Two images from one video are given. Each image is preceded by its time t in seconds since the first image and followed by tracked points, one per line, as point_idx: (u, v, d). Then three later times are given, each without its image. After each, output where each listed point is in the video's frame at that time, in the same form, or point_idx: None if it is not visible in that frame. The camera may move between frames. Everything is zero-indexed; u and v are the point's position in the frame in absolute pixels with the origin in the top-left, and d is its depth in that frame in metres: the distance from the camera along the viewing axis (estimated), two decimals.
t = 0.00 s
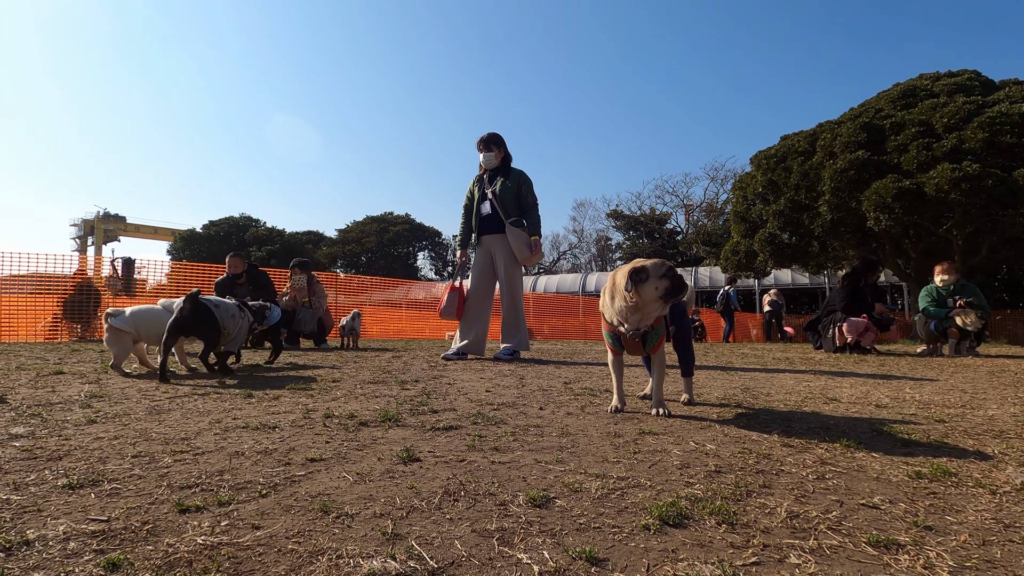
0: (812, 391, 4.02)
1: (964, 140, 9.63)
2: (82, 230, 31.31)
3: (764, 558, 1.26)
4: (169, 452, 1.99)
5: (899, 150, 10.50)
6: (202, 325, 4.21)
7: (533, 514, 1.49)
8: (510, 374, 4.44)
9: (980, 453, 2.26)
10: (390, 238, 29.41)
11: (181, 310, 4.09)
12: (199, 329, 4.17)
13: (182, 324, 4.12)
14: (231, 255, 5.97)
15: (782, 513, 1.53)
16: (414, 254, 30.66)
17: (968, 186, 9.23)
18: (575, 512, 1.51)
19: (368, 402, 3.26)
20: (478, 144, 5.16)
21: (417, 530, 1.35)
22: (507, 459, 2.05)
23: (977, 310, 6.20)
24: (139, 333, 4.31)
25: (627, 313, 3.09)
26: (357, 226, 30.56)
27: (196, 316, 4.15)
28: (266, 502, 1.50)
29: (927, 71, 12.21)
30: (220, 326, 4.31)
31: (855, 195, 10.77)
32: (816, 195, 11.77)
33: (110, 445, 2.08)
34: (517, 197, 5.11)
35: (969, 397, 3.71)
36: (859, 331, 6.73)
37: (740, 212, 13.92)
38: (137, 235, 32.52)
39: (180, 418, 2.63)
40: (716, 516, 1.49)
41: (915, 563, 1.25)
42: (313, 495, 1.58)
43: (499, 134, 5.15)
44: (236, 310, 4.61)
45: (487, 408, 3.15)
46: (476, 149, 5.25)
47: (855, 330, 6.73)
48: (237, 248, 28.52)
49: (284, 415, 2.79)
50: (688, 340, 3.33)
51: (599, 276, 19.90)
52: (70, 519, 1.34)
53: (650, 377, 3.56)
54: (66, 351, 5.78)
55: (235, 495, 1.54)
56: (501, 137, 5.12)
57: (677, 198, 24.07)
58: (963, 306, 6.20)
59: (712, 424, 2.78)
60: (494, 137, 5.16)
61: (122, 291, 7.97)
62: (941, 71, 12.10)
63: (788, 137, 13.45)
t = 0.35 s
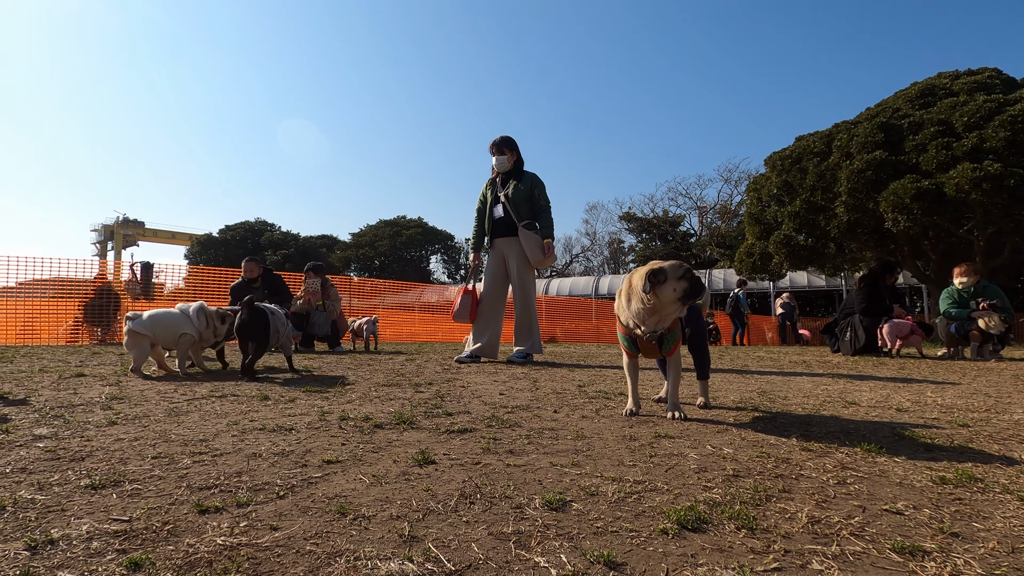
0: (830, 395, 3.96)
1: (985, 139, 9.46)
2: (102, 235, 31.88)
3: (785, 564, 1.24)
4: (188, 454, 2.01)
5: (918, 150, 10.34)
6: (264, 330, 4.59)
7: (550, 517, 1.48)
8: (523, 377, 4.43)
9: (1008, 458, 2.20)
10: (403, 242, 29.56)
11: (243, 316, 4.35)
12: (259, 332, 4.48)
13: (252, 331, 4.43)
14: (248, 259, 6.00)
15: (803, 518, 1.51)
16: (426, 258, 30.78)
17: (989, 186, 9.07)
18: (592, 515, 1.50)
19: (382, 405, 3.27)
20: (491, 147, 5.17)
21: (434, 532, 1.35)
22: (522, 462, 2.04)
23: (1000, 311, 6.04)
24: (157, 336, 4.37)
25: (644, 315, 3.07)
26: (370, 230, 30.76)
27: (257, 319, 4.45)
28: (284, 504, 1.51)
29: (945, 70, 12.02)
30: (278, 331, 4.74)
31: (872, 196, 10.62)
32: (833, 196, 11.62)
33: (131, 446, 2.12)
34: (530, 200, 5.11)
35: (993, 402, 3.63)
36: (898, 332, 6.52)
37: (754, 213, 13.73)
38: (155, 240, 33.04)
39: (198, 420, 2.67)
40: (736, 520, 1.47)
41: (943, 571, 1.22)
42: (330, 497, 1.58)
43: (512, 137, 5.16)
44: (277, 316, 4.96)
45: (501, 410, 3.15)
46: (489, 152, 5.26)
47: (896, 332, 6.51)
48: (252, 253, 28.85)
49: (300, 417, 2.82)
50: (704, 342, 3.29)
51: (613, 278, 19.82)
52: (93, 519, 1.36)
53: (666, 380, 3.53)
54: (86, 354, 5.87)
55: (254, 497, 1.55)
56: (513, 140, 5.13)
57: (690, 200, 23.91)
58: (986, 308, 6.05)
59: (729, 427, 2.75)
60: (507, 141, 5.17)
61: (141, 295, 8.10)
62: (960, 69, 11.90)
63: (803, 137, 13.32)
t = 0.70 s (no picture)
0: (851, 399, 3.88)
1: (1010, 138, 9.24)
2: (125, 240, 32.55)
3: (806, 571, 1.22)
4: (208, 455, 2.04)
5: (940, 150, 10.15)
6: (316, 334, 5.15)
7: (566, 521, 1.47)
8: (538, 380, 4.42)
9: None
10: (418, 245, 29.73)
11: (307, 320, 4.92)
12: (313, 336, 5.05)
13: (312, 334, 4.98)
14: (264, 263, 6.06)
15: (824, 524, 1.48)
16: (441, 261, 30.92)
17: (1015, 185, 8.89)
18: (608, 519, 1.49)
19: (398, 408, 3.29)
20: (505, 151, 5.18)
21: (449, 535, 1.35)
22: (537, 465, 2.04)
23: None
24: (177, 339, 4.43)
25: (660, 317, 3.03)
26: (386, 234, 30.99)
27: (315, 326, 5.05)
28: (300, 505, 1.52)
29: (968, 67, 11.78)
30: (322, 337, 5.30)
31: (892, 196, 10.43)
32: (852, 197, 11.45)
33: (152, 447, 2.15)
34: (544, 203, 5.11)
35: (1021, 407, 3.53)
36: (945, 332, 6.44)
37: (771, 215, 13.57)
38: (176, 245, 33.65)
39: (217, 421, 2.71)
40: (755, 526, 1.44)
41: None
42: (346, 498, 1.59)
43: (525, 141, 5.17)
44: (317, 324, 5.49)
45: (516, 413, 3.15)
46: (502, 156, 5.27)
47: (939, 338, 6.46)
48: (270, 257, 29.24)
49: (316, 419, 2.84)
50: (721, 344, 3.26)
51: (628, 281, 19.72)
52: (114, 518, 1.38)
53: (682, 384, 3.50)
54: (109, 357, 5.99)
55: (271, 498, 1.57)
56: (527, 144, 5.14)
57: (707, 202, 23.70)
58: (1012, 311, 5.83)
59: (747, 432, 2.71)
60: (521, 144, 5.18)
61: (162, 298, 8.25)
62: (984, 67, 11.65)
63: (821, 137, 13.16)
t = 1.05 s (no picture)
0: (877, 402, 3.79)
1: None
2: (150, 244, 33.29)
3: None
4: (232, 455, 2.07)
5: (967, 147, 9.91)
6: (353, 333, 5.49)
7: (587, 523, 1.46)
8: (557, 382, 4.40)
9: None
10: (435, 248, 29.88)
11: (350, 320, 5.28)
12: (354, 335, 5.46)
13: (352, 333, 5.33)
14: (283, 268, 6.14)
15: (853, 530, 1.45)
16: (458, 264, 31.03)
17: None
18: (630, 522, 1.47)
19: (417, 409, 3.30)
20: (522, 153, 5.19)
21: (471, 536, 1.35)
22: (557, 467, 2.03)
23: None
24: (202, 341, 4.53)
25: (681, 319, 3.01)
26: (403, 237, 31.21)
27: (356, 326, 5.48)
28: (323, 505, 1.54)
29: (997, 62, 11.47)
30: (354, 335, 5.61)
31: (918, 195, 10.22)
32: (876, 196, 11.23)
33: (178, 446, 2.19)
34: (562, 204, 5.10)
35: None
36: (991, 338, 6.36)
37: (792, 216, 13.34)
38: (199, 249, 34.30)
39: (241, 421, 2.74)
40: (780, 530, 1.42)
41: None
42: (367, 499, 1.60)
43: (542, 142, 5.17)
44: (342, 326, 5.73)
45: (534, 415, 3.14)
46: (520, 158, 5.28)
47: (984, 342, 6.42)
48: (290, 260, 29.65)
49: (337, 420, 2.87)
50: (742, 347, 3.21)
51: (645, 284, 19.57)
52: (143, 515, 1.41)
53: (703, 386, 3.46)
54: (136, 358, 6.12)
55: (294, 497, 1.58)
56: (544, 146, 5.14)
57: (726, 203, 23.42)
58: None
59: (770, 435, 2.67)
60: (537, 146, 5.19)
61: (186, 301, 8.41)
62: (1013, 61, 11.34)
63: (844, 136, 12.94)
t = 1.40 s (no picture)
0: (905, 407, 3.71)
1: None
2: (174, 250, 33.97)
3: None
4: (256, 456, 2.10)
5: (995, 146, 9.67)
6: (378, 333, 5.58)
7: (610, 528, 1.45)
8: (576, 386, 4.38)
9: None
10: (452, 252, 30.00)
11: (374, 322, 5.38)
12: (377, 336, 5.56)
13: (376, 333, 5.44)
14: (303, 272, 6.22)
15: (883, 538, 1.42)
16: (475, 267, 31.11)
17: None
18: (654, 527, 1.46)
19: (436, 412, 3.31)
20: (539, 156, 5.19)
21: (493, 539, 1.35)
22: (578, 471, 2.02)
23: None
24: (226, 345, 4.60)
25: (705, 322, 2.97)
26: (421, 241, 31.40)
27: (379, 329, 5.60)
28: (346, 507, 1.55)
29: None
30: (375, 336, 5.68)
31: (944, 195, 10.00)
32: (900, 197, 11.00)
33: (204, 448, 2.23)
34: (579, 207, 5.09)
35: None
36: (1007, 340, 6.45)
37: (813, 217, 13.17)
38: (221, 254, 34.91)
39: (264, 424, 2.78)
40: (808, 537, 1.39)
41: None
42: (390, 501, 1.61)
43: (559, 145, 5.16)
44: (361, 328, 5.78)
45: (554, 419, 3.13)
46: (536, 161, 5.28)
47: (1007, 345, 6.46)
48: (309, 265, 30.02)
49: (358, 422, 2.89)
50: (765, 349, 3.16)
51: (663, 286, 19.41)
52: (172, 515, 1.44)
53: (724, 390, 3.41)
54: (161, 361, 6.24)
55: (318, 499, 1.60)
56: (561, 148, 5.14)
57: (744, 204, 23.14)
58: None
59: (794, 440, 2.63)
60: (554, 149, 5.18)
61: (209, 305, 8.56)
62: None
63: (866, 135, 12.72)
